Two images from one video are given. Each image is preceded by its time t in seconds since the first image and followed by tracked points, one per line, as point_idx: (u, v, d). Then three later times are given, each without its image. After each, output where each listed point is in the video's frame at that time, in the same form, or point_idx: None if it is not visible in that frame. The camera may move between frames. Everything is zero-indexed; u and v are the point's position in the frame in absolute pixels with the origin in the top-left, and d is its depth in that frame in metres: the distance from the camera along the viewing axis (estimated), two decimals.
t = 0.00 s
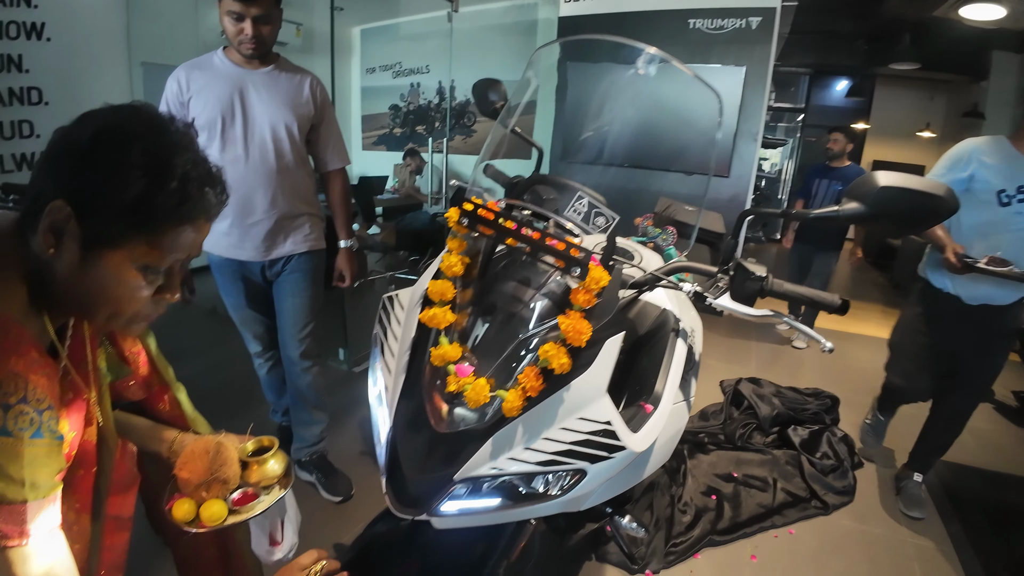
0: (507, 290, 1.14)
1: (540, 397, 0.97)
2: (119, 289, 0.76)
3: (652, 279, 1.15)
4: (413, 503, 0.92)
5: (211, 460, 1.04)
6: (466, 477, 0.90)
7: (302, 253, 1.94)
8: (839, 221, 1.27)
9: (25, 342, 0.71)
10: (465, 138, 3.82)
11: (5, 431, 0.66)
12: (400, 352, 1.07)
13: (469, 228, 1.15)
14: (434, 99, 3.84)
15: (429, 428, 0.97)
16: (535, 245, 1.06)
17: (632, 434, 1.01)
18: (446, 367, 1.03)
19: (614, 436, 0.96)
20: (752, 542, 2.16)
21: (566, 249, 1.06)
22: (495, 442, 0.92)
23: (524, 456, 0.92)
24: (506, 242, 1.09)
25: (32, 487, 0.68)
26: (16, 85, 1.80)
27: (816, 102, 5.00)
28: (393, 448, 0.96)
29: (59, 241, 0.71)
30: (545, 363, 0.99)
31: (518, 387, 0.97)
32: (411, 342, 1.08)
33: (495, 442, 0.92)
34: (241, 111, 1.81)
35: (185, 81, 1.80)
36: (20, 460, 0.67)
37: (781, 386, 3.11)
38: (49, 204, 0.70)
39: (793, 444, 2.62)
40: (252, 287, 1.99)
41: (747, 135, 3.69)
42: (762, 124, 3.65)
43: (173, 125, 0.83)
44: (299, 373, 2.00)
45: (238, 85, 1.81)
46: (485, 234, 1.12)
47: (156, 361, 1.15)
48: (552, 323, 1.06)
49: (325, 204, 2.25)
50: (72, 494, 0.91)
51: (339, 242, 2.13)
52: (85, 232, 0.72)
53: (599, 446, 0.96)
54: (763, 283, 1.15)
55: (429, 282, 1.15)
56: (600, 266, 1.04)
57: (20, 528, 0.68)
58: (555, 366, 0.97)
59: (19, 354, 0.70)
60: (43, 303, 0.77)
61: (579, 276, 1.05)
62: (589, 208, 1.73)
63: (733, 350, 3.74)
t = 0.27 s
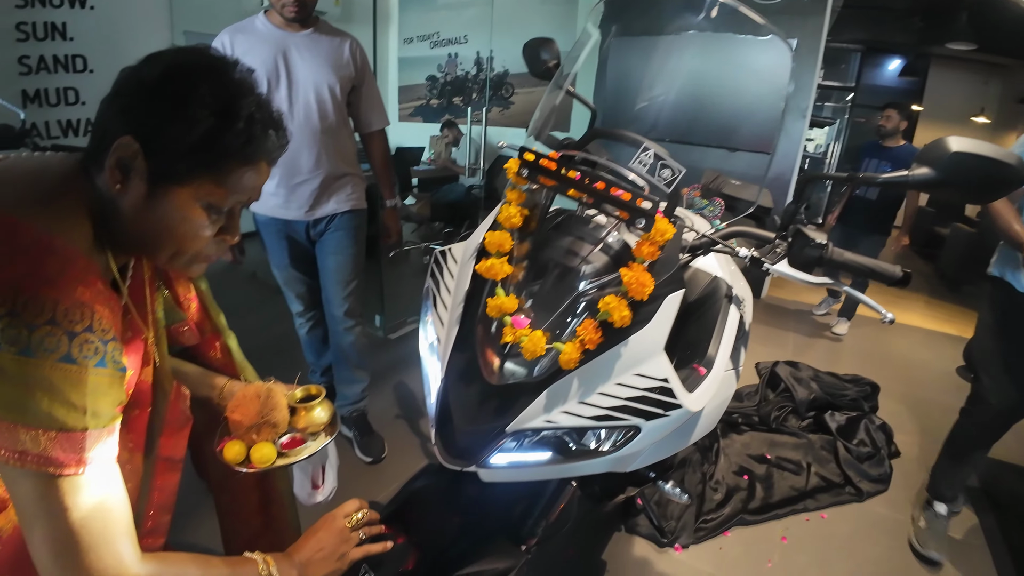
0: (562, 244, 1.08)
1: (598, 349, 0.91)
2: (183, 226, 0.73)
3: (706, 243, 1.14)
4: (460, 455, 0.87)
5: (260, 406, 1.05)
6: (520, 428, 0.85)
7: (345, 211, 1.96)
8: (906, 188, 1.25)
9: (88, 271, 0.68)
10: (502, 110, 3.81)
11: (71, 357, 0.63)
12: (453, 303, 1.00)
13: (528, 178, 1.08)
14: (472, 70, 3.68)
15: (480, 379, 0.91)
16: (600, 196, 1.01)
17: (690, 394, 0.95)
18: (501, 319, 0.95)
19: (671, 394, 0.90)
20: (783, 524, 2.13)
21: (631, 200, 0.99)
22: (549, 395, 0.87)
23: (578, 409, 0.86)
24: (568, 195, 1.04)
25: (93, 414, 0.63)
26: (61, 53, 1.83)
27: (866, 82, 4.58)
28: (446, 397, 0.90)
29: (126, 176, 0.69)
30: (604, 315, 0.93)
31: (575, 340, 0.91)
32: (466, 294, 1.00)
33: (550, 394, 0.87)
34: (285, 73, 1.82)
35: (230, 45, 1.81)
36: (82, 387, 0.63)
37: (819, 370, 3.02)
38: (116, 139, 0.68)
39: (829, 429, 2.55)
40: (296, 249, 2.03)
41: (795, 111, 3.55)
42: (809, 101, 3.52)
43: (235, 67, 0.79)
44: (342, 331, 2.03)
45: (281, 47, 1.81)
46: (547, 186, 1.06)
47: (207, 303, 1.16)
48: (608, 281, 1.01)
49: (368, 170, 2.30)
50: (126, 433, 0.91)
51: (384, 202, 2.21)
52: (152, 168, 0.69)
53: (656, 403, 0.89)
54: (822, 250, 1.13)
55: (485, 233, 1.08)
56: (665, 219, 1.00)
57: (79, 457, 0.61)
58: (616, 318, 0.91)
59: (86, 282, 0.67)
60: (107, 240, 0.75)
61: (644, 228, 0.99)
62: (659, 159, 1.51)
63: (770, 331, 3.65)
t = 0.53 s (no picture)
0: (618, 200, 1.03)
1: (653, 307, 0.89)
2: (242, 165, 0.72)
3: (761, 209, 1.10)
4: (507, 409, 0.89)
5: (307, 355, 1.07)
6: (571, 384, 0.85)
7: (389, 175, 2.00)
8: (969, 155, 1.21)
9: (149, 208, 0.67)
10: (536, 84, 3.69)
11: (128, 289, 0.62)
12: (504, 260, 0.99)
13: (585, 133, 1.09)
14: (507, 42, 3.48)
15: (530, 335, 0.90)
16: (662, 149, 1.00)
17: (743, 354, 0.94)
18: (556, 275, 0.92)
19: (726, 352, 0.90)
20: (813, 507, 2.09)
21: (694, 151, 0.99)
22: (602, 350, 0.86)
23: (631, 365, 0.86)
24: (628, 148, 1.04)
25: (143, 348, 0.62)
26: (100, 24, 1.84)
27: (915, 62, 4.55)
28: (493, 356, 0.91)
29: (187, 116, 0.68)
30: (662, 271, 0.91)
31: (631, 295, 0.89)
32: (516, 251, 0.99)
33: (602, 349, 0.86)
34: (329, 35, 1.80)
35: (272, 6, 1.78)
36: (137, 320, 0.62)
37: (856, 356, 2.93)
38: (179, 77, 0.67)
39: (864, 416, 2.44)
40: (337, 214, 2.07)
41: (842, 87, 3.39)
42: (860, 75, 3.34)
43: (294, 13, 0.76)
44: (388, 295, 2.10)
45: (325, 8, 1.78)
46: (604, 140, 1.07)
47: (253, 251, 1.15)
48: (662, 239, 0.98)
49: (412, 141, 2.33)
50: (179, 376, 0.93)
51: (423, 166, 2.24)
52: (212, 106, 0.68)
53: (709, 361, 0.89)
54: (880, 219, 1.09)
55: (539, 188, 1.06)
56: (730, 174, 0.96)
57: (124, 389, 0.60)
58: (674, 274, 0.89)
59: (147, 216, 0.66)
60: (167, 179, 0.76)
61: (706, 181, 0.99)
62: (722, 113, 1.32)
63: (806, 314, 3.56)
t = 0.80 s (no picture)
0: (665, 167, 1.06)
1: (701, 273, 0.90)
2: (291, 118, 0.72)
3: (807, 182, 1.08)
4: (548, 377, 0.89)
5: (347, 315, 1.09)
6: (615, 350, 0.86)
7: (426, 149, 2.02)
8: None
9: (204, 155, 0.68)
10: (564, 64, 3.62)
11: (195, 232, 0.64)
12: (546, 227, 0.99)
13: (635, 97, 1.04)
14: (535, 21, 3.33)
15: (574, 302, 0.91)
16: (715, 113, 0.95)
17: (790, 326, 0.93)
18: (601, 240, 0.94)
19: (774, 322, 0.89)
20: (839, 495, 2.02)
21: (750, 115, 0.93)
22: (648, 317, 0.87)
23: (677, 334, 0.86)
24: (679, 113, 0.99)
25: (213, 290, 0.64)
26: None
27: (954, 48, 4.21)
28: (536, 321, 0.90)
29: (238, 70, 0.68)
30: (713, 237, 0.91)
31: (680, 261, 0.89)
32: (560, 218, 0.99)
33: (648, 316, 0.87)
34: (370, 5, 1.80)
35: None
36: (205, 262, 0.64)
37: (887, 347, 2.85)
38: (232, 29, 0.66)
39: (893, 407, 2.36)
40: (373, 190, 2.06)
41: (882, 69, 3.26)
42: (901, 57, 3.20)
43: None
44: (432, 267, 2.16)
45: None
46: (653, 105, 1.02)
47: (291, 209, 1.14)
48: (708, 207, 1.00)
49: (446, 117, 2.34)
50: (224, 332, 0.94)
51: (456, 140, 2.24)
52: (264, 58, 0.67)
53: (757, 331, 0.89)
54: (931, 196, 1.05)
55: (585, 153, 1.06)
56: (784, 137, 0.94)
57: (198, 329, 0.61)
58: (725, 239, 0.89)
59: (207, 162, 0.67)
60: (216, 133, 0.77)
61: (760, 146, 0.93)
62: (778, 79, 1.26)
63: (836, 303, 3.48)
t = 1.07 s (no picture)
0: (695, 154, 1.06)
1: (731, 260, 0.90)
2: (326, 97, 0.73)
3: (837, 171, 1.11)
4: (573, 360, 0.90)
5: (374, 296, 1.13)
6: (641, 337, 0.86)
7: (457, 139, 2.03)
8: None
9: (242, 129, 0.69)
10: (584, 53, 3.53)
11: (241, 204, 0.65)
12: (574, 212, 0.99)
13: (667, 82, 1.03)
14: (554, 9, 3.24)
15: (600, 288, 0.91)
16: (750, 98, 0.93)
17: (819, 315, 0.93)
18: (630, 225, 0.94)
19: (803, 311, 0.89)
20: (855, 492, 2.00)
21: (785, 101, 0.92)
22: (676, 304, 0.87)
23: (704, 321, 0.86)
24: (712, 99, 0.98)
25: (260, 260, 0.66)
26: None
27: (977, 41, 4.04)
28: (562, 306, 0.91)
29: (276, 49, 0.69)
30: (744, 223, 0.91)
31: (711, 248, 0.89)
32: (588, 204, 0.99)
33: (676, 303, 0.87)
34: None
35: None
36: (252, 232, 0.66)
37: (908, 345, 2.80)
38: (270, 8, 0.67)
39: (912, 405, 2.33)
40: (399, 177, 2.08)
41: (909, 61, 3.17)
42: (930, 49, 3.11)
43: None
44: (460, 256, 2.19)
45: None
46: (686, 90, 1.00)
47: (315, 185, 1.14)
48: (739, 193, 0.99)
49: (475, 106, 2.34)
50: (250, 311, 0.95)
51: (483, 129, 2.24)
52: (301, 37, 0.68)
53: (785, 319, 0.88)
54: (961, 187, 1.03)
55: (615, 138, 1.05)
56: (820, 124, 0.92)
57: (248, 298, 0.63)
58: (758, 226, 0.89)
59: (247, 137, 0.68)
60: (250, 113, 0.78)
61: (795, 132, 0.93)
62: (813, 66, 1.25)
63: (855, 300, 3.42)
